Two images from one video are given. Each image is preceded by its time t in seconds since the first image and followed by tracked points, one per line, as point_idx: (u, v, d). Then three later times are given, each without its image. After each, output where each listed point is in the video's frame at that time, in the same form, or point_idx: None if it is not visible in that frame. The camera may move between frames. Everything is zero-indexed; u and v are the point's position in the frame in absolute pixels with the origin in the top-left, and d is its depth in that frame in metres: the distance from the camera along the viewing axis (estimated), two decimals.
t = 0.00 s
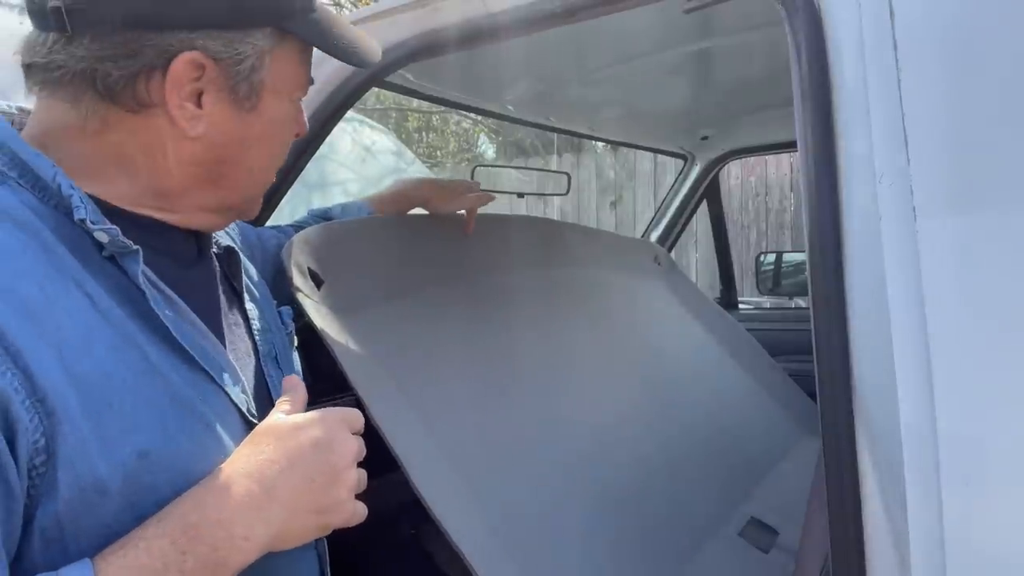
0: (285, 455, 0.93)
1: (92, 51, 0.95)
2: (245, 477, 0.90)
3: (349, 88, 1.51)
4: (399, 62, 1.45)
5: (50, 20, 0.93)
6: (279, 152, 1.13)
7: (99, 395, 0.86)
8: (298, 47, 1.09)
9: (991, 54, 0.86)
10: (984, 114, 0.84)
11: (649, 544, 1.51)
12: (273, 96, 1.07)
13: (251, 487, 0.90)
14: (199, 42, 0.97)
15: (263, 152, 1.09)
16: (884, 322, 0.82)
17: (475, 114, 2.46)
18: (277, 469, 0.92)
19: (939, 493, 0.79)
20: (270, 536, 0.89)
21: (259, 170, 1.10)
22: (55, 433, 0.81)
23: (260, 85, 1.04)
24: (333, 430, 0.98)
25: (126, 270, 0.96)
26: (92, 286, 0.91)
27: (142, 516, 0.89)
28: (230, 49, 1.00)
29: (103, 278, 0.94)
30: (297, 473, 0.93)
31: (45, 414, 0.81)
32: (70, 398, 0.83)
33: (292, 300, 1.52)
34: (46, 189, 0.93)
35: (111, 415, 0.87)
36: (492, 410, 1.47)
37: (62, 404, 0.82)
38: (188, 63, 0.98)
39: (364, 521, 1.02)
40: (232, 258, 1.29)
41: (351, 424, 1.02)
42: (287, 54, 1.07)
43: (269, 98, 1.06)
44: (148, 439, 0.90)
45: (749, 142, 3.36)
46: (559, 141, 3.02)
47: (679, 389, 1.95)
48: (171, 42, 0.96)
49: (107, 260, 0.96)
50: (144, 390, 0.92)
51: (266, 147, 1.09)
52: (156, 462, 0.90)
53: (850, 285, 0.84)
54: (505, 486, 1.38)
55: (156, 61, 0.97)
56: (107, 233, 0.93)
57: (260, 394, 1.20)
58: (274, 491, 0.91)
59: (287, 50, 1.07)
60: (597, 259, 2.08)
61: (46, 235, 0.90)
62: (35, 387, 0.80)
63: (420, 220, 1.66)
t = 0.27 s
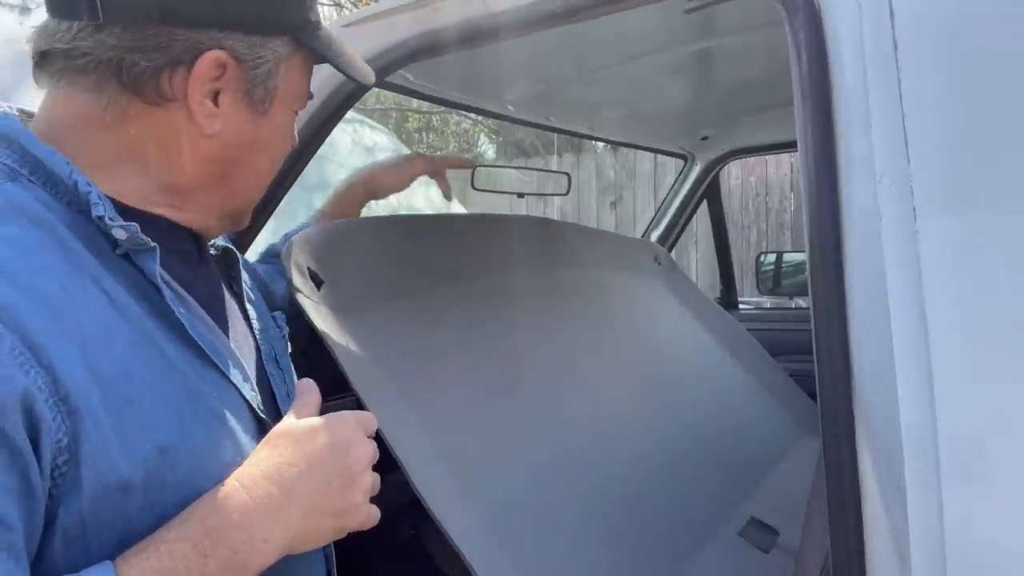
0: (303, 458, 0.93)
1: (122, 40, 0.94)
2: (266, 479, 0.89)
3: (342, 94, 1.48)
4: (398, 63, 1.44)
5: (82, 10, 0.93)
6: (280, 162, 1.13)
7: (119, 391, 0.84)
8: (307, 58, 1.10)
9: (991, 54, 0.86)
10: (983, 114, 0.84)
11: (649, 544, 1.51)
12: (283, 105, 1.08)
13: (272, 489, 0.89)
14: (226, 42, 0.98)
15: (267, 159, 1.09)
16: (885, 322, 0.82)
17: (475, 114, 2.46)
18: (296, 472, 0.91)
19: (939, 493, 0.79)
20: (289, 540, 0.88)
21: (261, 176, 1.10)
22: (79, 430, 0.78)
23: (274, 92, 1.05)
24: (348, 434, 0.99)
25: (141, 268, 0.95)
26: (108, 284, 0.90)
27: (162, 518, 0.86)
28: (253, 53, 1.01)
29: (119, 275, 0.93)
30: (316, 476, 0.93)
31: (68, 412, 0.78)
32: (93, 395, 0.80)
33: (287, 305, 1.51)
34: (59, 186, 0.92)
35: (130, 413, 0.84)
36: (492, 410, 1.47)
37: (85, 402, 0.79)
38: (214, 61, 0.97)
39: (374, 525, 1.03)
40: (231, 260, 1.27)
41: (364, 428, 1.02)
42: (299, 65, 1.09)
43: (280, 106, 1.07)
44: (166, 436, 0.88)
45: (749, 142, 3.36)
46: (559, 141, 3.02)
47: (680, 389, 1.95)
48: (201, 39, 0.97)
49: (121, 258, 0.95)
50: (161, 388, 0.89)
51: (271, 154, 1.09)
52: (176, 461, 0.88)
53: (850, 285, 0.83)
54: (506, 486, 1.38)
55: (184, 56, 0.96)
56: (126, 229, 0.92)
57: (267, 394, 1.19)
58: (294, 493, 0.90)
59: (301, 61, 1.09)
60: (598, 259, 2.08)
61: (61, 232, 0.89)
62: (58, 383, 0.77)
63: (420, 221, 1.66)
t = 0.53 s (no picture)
0: (337, 448, 0.92)
1: (139, 39, 0.92)
2: (304, 468, 0.87)
3: (340, 96, 1.48)
4: (397, 62, 1.45)
5: (95, 6, 0.90)
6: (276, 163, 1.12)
7: (152, 386, 0.81)
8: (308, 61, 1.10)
9: (992, 53, 0.85)
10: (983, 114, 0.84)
11: (649, 544, 1.51)
12: (283, 107, 1.07)
13: (310, 478, 0.87)
14: (237, 43, 0.97)
15: (265, 160, 1.08)
16: (885, 322, 0.82)
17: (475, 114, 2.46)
18: (332, 462, 0.90)
19: (939, 493, 0.79)
20: (332, 529, 0.86)
21: (258, 177, 1.09)
22: (122, 425, 0.75)
23: (278, 94, 1.04)
24: (375, 426, 0.98)
25: (158, 266, 0.90)
26: (129, 280, 0.86)
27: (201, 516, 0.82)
28: (263, 55, 1.00)
29: (136, 273, 0.88)
30: (352, 465, 0.91)
31: (110, 407, 0.74)
32: (132, 390, 0.77)
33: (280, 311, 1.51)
34: (71, 184, 0.85)
35: (164, 407, 0.81)
36: (492, 410, 1.47)
37: (126, 398, 0.76)
38: (226, 62, 0.96)
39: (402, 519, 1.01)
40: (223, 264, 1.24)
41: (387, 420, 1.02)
42: (300, 68, 1.08)
43: (281, 108, 1.06)
44: (199, 431, 0.84)
45: (749, 143, 3.36)
46: (560, 142, 3.02)
47: (680, 390, 1.95)
48: (216, 40, 0.95)
49: (136, 257, 0.90)
50: (189, 383, 0.86)
51: (269, 155, 1.08)
52: (210, 458, 0.84)
53: (850, 285, 0.83)
54: (506, 486, 1.38)
55: (198, 56, 0.95)
56: (150, 226, 0.88)
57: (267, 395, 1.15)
58: (332, 482, 0.88)
59: (302, 64, 1.09)
60: (598, 259, 2.08)
61: (80, 230, 0.83)
62: (99, 376, 0.74)
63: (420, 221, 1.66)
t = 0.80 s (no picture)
0: (344, 456, 0.92)
1: (144, 37, 0.91)
2: (311, 476, 0.87)
3: (340, 95, 1.44)
4: (397, 62, 1.45)
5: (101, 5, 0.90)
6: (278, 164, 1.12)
7: (155, 390, 0.80)
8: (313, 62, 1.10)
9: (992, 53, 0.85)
10: (983, 113, 0.84)
11: (649, 544, 1.51)
12: (287, 108, 1.07)
13: (319, 485, 0.87)
14: (243, 44, 0.97)
15: (268, 160, 1.08)
16: (885, 322, 0.82)
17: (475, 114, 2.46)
18: (339, 470, 0.90)
19: (939, 493, 0.79)
20: (338, 537, 0.86)
21: (260, 177, 1.09)
22: (127, 432, 0.75)
23: (283, 96, 1.04)
24: (381, 435, 0.99)
25: (159, 266, 0.90)
26: (132, 282, 0.85)
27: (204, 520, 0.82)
28: (269, 56, 1.00)
29: (137, 274, 0.88)
30: (359, 473, 0.92)
31: (115, 411, 0.74)
32: (135, 394, 0.77)
33: (270, 320, 1.51)
34: (73, 183, 0.85)
35: (167, 411, 0.81)
36: (492, 410, 1.47)
37: (130, 402, 0.76)
38: (231, 63, 0.96)
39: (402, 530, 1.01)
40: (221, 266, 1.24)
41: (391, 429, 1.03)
42: (305, 70, 1.09)
43: (285, 109, 1.07)
44: (203, 436, 0.84)
45: (749, 142, 3.36)
46: (560, 142, 3.02)
47: (681, 390, 1.95)
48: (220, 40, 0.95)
49: (137, 258, 0.89)
50: (192, 388, 0.86)
51: (272, 156, 1.08)
52: (214, 463, 0.84)
53: (851, 286, 0.84)
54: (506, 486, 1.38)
55: (203, 56, 0.94)
56: (154, 226, 0.88)
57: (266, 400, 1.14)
58: (340, 489, 0.89)
59: (307, 65, 1.09)
60: (598, 259, 2.08)
61: (82, 230, 0.83)
62: (104, 380, 0.74)
63: (420, 222, 1.66)
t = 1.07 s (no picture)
0: (352, 458, 0.92)
1: (108, 24, 0.90)
2: (320, 477, 0.87)
3: (349, 88, 1.48)
4: (397, 62, 1.45)
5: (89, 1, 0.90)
6: (273, 156, 1.10)
7: (159, 391, 0.80)
8: (301, 49, 1.09)
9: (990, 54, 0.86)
10: (983, 113, 0.84)
11: (649, 544, 1.51)
12: (274, 95, 1.05)
13: (329, 487, 0.87)
14: (215, 26, 0.95)
15: (258, 150, 1.06)
16: (886, 322, 0.82)
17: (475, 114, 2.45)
18: (347, 472, 0.90)
19: (939, 492, 0.79)
20: (349, 538, 0.86)
21: (252, 169, 1.07)
22: (133, 433, 0.74)
23: (265, 81, 1.03)
24: (386, 436, 0.99)
25: (156, 266, 0.90)
26: (129, 282, 0.85)
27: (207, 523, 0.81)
28: (244, 39, 0.98)
29: (133, 274, 0.88)
30: (366, 474, 0.92)
31: (119, 412, 0.74)
32: (140, 395, 0.77)
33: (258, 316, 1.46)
34: (68, 183, 0.85)
35: (171, 412, 0.81)
36: (491, 411, 1.47)
37: (136, 403, 0.76)
38: (201, 46, 0.94)
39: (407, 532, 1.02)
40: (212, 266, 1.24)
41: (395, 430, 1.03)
42: (292, 56, 1.07)
43: (272, 95, 1.05)
44: (206, 438, 0.84)
45: (750, 142, 3.36)
46: (560, 142, 3.01)
47: (681, 390, 1.95)
48: (191, 24, 0.94)
49: (133, 258, 0.89)
50: (193, 389, 0.86)
51: (263, 146, 1.07)
52: (215, 464, 0.84)
53: (851, 286, 0.84)
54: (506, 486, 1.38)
55: (172, 40, 0.93)
56: (152, 224, 0.88)
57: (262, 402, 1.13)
58: (349, 491, 0.89)
59: (295, 51, 1.08)
60: (598, 259, 2.08)
61: (77, 230, 0.83)
62: (109, 380, 0.74)
63: (420, 222, 1.66)
